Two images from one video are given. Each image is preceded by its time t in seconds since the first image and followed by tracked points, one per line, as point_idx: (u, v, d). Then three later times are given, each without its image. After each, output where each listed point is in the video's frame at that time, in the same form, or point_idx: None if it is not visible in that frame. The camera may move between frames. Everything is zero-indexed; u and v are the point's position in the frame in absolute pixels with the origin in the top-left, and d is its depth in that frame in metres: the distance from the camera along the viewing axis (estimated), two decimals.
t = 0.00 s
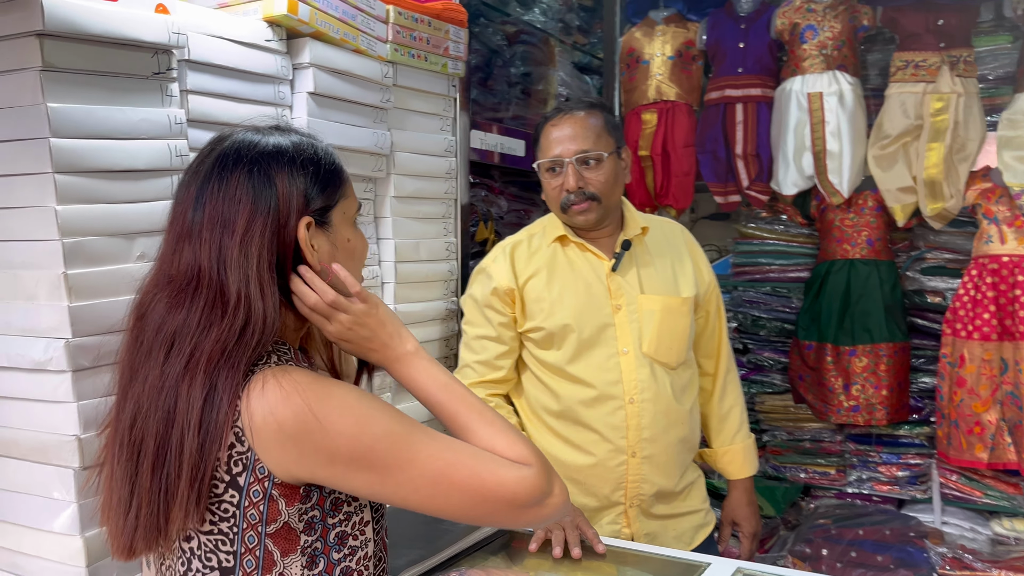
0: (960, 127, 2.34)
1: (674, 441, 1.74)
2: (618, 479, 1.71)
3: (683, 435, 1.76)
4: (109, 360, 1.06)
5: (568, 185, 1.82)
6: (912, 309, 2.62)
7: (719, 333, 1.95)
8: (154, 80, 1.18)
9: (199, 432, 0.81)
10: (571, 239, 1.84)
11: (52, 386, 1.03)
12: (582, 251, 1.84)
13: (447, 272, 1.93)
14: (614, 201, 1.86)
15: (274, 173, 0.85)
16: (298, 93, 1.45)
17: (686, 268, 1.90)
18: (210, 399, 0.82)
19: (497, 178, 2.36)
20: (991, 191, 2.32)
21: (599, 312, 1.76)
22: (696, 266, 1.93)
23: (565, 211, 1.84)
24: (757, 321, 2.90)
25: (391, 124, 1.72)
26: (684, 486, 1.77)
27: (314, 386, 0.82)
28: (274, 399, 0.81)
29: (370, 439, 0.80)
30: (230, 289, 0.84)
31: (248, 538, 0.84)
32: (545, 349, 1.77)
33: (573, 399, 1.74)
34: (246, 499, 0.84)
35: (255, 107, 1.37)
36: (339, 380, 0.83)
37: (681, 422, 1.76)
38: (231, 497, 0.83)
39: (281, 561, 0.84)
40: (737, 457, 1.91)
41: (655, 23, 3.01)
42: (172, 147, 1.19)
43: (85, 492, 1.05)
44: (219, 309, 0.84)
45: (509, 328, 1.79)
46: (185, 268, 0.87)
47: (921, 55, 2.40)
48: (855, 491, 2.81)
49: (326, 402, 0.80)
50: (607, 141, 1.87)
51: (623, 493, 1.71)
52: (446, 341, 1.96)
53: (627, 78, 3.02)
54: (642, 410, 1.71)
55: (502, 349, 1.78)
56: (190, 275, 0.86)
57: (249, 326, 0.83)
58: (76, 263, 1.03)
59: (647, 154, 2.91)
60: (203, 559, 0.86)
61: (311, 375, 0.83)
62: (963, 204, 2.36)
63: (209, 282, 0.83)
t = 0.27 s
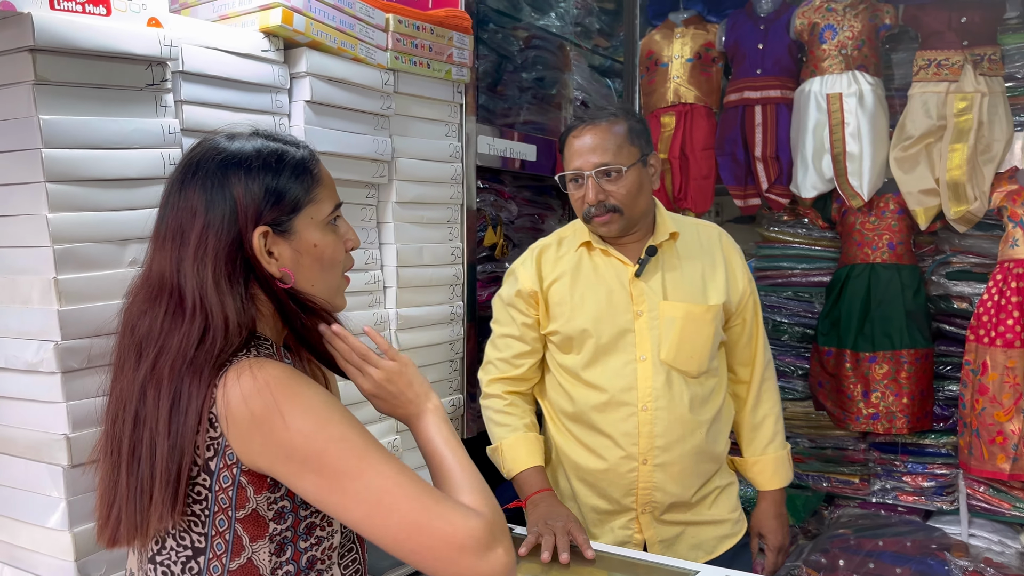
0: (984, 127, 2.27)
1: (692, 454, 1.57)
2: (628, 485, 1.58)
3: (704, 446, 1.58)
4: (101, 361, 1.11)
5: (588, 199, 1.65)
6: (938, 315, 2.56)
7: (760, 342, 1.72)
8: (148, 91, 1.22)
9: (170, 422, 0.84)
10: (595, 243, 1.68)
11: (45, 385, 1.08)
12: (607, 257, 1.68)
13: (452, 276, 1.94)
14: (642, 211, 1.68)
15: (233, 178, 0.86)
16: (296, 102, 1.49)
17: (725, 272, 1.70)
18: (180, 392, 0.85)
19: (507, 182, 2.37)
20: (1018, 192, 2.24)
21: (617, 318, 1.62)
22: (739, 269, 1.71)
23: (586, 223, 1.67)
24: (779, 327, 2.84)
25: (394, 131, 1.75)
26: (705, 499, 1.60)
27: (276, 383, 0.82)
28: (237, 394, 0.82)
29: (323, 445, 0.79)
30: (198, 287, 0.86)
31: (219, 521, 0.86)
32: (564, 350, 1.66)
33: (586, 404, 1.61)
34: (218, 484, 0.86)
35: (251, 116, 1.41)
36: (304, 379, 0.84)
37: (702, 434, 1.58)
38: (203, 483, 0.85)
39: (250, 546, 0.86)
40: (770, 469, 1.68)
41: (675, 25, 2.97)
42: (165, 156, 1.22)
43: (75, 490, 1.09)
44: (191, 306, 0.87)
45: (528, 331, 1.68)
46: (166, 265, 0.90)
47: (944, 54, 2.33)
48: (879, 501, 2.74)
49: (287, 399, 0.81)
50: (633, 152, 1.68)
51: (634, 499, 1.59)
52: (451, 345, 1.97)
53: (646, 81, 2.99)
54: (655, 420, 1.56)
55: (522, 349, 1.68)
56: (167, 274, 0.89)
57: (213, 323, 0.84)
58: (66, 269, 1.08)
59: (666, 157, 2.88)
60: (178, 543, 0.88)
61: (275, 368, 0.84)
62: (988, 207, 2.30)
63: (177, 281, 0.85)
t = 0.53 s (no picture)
0: (1005, 126, 2.20)
1: (739, 466, 1.41)
2: (673, 496, 1.45)
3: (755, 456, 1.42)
4: (83, 364, 1.12)
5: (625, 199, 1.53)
6: (958, 320, 2.48)
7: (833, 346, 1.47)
8: (136, 96, 1.23)
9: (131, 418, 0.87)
10: (642, 247, 1.56)
11: (28, 387, 1.10)
12: (657, 262, 1.54)
13: (453, 280, 1.92)
14: (687, 211, 1.52)
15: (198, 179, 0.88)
16: (289, 105, 1.49)
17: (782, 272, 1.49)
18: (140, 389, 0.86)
19: (512, 185, 2.37)
20: None
21: (660, 326, 1.48)
22: (800, 267, 1.49)
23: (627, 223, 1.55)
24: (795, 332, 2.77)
25: (391, 134, 1.74)
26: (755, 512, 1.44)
27: (229, 384, 0.82)
28: (192, 391, 0.82)
29: (264, 451, 0.78)
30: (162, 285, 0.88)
31: (174, 518, 0.87)
32: (611, 356, 1.53)
33: (627, 415, 1.49)
34: (172, 482, 0.87)
35: (243, 120, 1.41)
36: (256, 380, 0.83)
37: (754, 445, 1.42)
38: (159, 479, 0.87)
39: (203, 544, 0.88)
40: (848, 484, 1.41)
41: (689, 25, 2.92)
42: (151, 159, 1.23)
43: (57, 490, 1.10)
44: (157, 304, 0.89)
45: (576, 335, 1.58)
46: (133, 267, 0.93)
47: (962, 51, 2.26)
48: (897, 510, 2.62)
49: (237, 401, 0.80)
50: (673, 149, 1.52)
51: (681, 510, 1.45)
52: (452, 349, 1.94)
53: (660, 82, 2.95)
54: (700, 430, 1.42)
55: (569, 349, 1.58)
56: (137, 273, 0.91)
57: (173, 321, 0.86)
58: (48, 272, 1.09)
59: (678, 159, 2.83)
60: (139, 536, 0.91)
61: (232, 367, 0.84)
62: (1009, 208, 2.22)
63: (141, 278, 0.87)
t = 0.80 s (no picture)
0: None
1: (777, 482, 1.30)
2: (706, 507, 1.34)
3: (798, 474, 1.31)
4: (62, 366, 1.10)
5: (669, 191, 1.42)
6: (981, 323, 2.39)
7: (898, 363, 1.32)
8: (119, 91, 1.19)
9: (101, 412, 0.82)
10: (690, 247, 1.43)
11: (4, 389, 1.07)
12: (704, 265, 1.41)
13: (454, 280, 1.87)
14: (736, 209, 1.40)
15: (176, 174, 0.85)
16: (281, 101, 1.46)
17: (837, 281, 1.34)
18: (111, 384, 0.82)
19: (518, 183, 2.33)
20: None
21: (702, 336, 1.36)
22: (855, 275, 1.34)
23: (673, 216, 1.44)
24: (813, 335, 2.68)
25: (388, 131, 1.70)
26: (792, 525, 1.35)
27: (201, 389, 0.78)
28: (164, 390, 0.79)
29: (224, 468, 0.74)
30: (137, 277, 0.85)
31: (144, 520, 0.82)
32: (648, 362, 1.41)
33: (662, 426, 1.38)
34: (141, 483, 0.82)
35: (232, 116, 1.37)
36: (230, 389, 0.78)
37: (797, 463, 1.31)
38: (126, 479, 0.81)
39: (176, 546, 0.82)
40: (924, 508, 1.26)
41: (703, 20, 2.85)
42: (136, 157, 1.19)
43: (34, 495, 1.07)
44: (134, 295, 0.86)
45: (619, 331, 1.41)
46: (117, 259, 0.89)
47: (986, 43, 2.16)
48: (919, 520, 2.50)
49: (205, 408, 0.76)
50: (724, 141, 1.42)
51: (713, 522, 1.35)
52: (453, 351, 1.89)
53: (673, 78, 2.89)
54: (736, 444, 1.31)
55: (613, 348, 1.41)
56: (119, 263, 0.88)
57: (145, 316, 0.82)
58: (26, 271, 1.06)
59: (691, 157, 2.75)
60: (112, 537, 0.85)
61: (206, 369, 0.79)
62: None
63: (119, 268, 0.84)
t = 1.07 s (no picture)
0: None
1: (793, 493, 1.22)
2: (718, 517, 1.25)
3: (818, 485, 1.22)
4: (45, 373, 1.06)
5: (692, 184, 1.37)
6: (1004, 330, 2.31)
7: (913, 377, 1.27)
8: (110, 91, 1.16)
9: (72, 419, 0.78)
10: (709, 246, 1.36)
11: None
12: (722, 264, 1.34)
13: (458, 284, 1.83)
14: (762, 205, 1.34)
15: (207, 173, 0.80)
16: (278, 101, 1.42)
17: (860, 288, 1.28)
18: (85, 388, 0.77)
19: (526, 185, 2.29)
20: None
21: (718, 337, 1.28)
22: (878, 283, 1.27)
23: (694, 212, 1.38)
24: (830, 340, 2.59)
25: (390, 131, 1.66)
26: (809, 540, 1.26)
27: (159, 399, 0.73)
28: (122, 401, 0.74)
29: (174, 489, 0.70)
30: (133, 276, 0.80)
31: (107, 539, 0.77)
32: (662, 365, 1.34)
33: (671, 430, 1.30)
34: (100, 499, 0.77)
35: (227, 117, 1.33)
36: (191, 401, 0.74)
37: (815, 474, 1.22)
38: (87, 495, 0.77)
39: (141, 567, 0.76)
40: (918, 532, 1.24)
41: (718, 17, 2.79)
42: (126, 158, 1.16)
43: (15, 506, 1.04)
44: (124, 294, 0.81)
45: (633, 336, 1.34)
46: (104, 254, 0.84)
47: (1011, 38, 2.07)
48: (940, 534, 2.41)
49: (160, 418, 0.72)
50: (751, 135, 1.36)
51: (724, 532, 1.26)
52: (456, 357, 1.85)
53: (686, 77, 2.83)
54: (750, 451, 1.23)
55: (625, 351, 1.33)
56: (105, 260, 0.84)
57: (139, 321, 0.77)
58: (10, 276, 1.03)
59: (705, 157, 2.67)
60: (78, 554, 0.80)
61: (168, 379, 0.75)
62: None
63: (109, 265, 0.79)
